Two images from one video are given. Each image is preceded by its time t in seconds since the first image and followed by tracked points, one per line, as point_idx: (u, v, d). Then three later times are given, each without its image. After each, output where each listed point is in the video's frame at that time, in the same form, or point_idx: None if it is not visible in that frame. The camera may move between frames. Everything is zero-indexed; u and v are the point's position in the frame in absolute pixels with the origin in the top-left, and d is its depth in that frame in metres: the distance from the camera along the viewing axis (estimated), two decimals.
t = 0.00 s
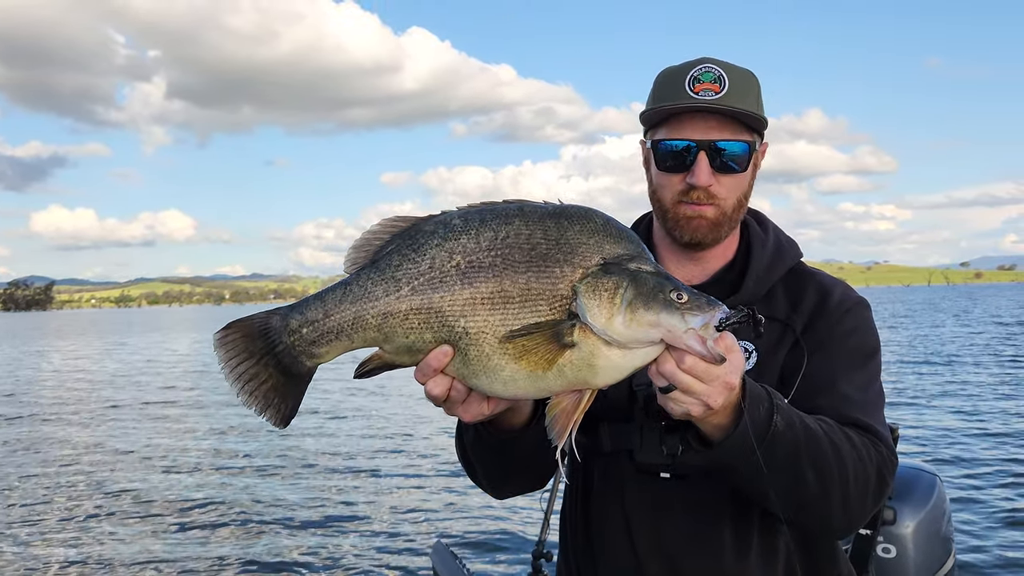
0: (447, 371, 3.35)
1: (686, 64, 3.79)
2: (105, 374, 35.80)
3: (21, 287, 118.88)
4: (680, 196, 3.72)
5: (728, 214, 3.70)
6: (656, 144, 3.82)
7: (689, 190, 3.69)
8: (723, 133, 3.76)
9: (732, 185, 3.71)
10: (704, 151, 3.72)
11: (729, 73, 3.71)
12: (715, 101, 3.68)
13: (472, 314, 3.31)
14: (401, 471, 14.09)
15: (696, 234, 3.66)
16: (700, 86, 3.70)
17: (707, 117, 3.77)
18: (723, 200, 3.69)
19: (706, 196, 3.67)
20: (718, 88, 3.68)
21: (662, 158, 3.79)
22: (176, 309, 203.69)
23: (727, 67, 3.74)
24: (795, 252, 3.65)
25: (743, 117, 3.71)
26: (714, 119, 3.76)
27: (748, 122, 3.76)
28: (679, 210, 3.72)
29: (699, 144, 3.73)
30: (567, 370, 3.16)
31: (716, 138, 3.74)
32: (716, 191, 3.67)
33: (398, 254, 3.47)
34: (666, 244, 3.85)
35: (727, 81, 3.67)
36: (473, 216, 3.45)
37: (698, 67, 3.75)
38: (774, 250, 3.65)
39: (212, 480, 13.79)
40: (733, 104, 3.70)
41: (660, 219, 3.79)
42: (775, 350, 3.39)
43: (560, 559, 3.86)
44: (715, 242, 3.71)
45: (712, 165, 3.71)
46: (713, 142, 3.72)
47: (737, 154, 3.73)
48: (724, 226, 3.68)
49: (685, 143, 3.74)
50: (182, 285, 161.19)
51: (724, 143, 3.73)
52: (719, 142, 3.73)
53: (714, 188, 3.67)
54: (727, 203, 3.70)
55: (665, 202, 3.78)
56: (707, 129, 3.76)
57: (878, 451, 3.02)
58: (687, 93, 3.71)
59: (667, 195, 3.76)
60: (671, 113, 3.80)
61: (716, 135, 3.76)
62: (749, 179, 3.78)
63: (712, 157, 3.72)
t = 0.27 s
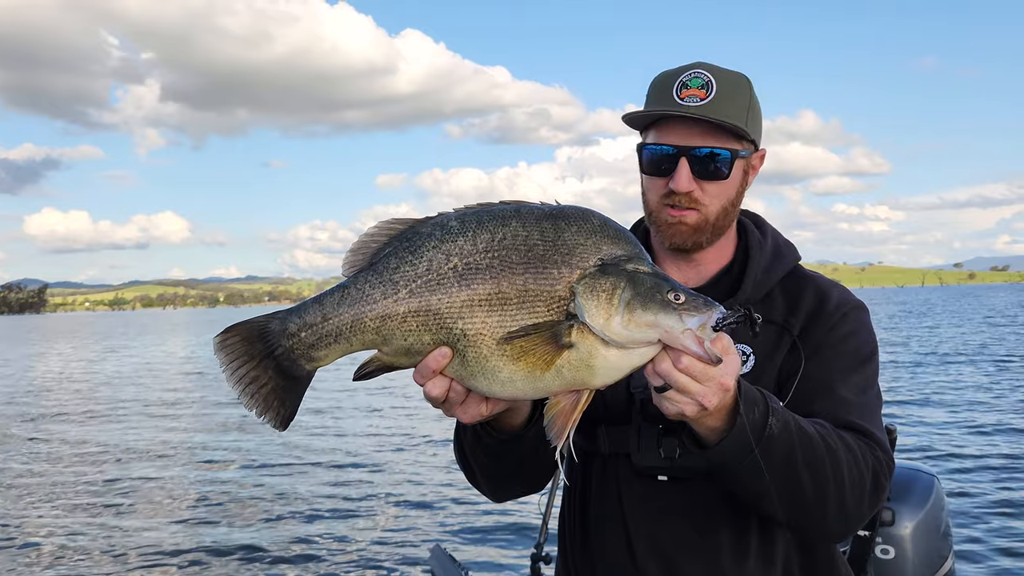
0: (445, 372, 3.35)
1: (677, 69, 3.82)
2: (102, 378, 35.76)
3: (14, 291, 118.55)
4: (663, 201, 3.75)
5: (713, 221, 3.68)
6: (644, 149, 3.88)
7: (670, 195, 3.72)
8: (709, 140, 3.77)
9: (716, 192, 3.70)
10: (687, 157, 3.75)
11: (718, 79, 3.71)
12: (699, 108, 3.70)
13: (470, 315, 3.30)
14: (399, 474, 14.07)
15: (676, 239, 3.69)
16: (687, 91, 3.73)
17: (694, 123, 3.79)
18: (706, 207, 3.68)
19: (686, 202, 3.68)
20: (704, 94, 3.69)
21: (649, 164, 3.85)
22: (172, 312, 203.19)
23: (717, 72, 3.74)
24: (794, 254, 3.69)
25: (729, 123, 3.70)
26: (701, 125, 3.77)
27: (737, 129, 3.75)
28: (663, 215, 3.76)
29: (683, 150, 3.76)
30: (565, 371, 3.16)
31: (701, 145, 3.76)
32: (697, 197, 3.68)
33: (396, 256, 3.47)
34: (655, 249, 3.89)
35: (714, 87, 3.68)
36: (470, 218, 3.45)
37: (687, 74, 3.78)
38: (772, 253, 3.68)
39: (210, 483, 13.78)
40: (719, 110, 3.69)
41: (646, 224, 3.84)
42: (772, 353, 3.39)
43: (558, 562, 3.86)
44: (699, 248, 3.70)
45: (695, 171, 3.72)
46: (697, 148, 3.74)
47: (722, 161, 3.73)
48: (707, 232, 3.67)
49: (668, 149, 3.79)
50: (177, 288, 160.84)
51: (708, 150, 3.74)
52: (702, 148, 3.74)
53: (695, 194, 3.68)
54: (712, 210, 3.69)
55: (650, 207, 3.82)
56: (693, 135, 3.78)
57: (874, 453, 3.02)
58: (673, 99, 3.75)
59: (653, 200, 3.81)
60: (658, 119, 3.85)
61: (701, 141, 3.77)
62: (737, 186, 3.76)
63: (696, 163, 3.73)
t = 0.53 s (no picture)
0: (444, 376, 3.36)
1: (673, 73, 3.84)
2: (99, 381, 35.72)
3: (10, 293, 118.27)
4: (660, 205, 3.77)
5: (710, 224, 3.70)
6: (640, 153, 3.89)
7: (668, 199, 3.73)
8: (705, 143, 3.78)
9: (712, 195, 3.71)
10: (684, 160, 3.75)
11: (712, 81, 3.72)
12: (694, 111, 3.71)
13: (470, 321, 3.31)
14: (397, 476, 14.07)
15: (674, 243, 3.69)
16: (682, 95, 3.74)
17: (690, 126, 3.80)
18: (703, 210, 3.70)
19: (683, 206, 3.70)
20: (699, 97, 3.71)
21: (645, 168, 3.86)
22: (168, 314, 202.77)
23: (711, 75, 3.76)
24: (792, 258, 3.71)
25: (725, 126, 3.71)
26: (697, 128, 3.78)
27: (732, 131, 3.76)
28: (660, 219, 3.77)
29: (679, 153, 3.76)
30: (563, 377, 3.16)
31: (697, 148, 3.77)
32: (694, 200, 3.69)
33: (396, 261, 3.48)
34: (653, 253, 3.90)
35: (709, 90, 3.69)
36: (470, 223, 3.45)
37: (682, 77, 3.79)
38: (771, 257, 3.70)
39: (207, 486, 13.78)
40: (714, 113, 3.71)
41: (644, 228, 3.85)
42: (771, 357, 3.41)
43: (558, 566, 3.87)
44: (697, 251, 3.71)
45: (691, 174, 3.73)
46: (693, 151, 3.75)
47: (718, 163, 3.73)
48: (704, 236, 3.68)
49: (666, 152, 3.79)
50: (173, 291, 160.52)
51: (704, 153, 3.74)
52: (699, 151, 3.75)
53: (692, 197, 3.69)
54: (708, 213, 3.70)
55: (648, 211, 3.83)
56: (689, 138, 3.79)
57: (874, 458, 3.04)
58: (669, 102, 3.77)
59: (650, 204, 3.82)
60: (654, 123, 3.86)
61: (698, 144, 3.78)
62: (733, 189, 3.77)
63: (692, 166, 3.74)
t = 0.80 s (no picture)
0: (446, 376, 3.37)
1: (676, 74, 3.85)
2: (98, 381, 35.72)
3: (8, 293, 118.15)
4: (666, 205, 3.77)
5: (716, 223, 3.71)
6: (644, 153, 3.89)
7: (674, 198, 3.74)
8: (711, 142, 3.79)
9: (719, 194, 3.73)
10: (689, 160, 3.76)
11: (717, 81, 3.73)
12: (699, 110, 3.72)
13: (470, 322, 3.32)
14: (396, 477, 14.06)
15: (681, 242, 3.69)
16: (686, 95, 3.75)
17: (696, 126, 3.80)
18: (709, 209, 3.71)
19: (690, 205, 3.71)
20: (704, 97, 3.72)
21: (650, 168, 3.86)
22: (165, 315, 202.50)
23: (715, 74, 3.77)
24: (795, 259, 3.71)
25: (731, 125, 3.73)
26: (702, 128, 3.79)
27: (737, 131, 3.77)
28: (666, 218, 3.77)
29: (685, 153, 3.77)
30: (564, 380, 3.17)
31: (702, 147, 3.78)
32: (701, 199, 3.70)
33: (397, 261, 3.48)
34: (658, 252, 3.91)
35: (713, 89, 3.70)
36: (472, 222, 3.44)
37: (686, 76, 3.80)
38: (773, 258, 3.71)
39: (207, 486, 13.78)
40: (719, 112, 3.72)
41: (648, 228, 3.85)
42: (773, 359, 3.42)
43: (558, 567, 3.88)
44: (702, 251, 3.72)
45: (697, 174, 3.74)
46: (699, 150, 3.76)
47: (723, 163, 3.75)
48: (711, 235, 3.69)
49: (671, 151, 3.80)
50: (170, 291, 160.34)
51: (711, 152, 3.75)
52: (705, 150, 3.76)
53: (698, 197, 3.71)
54: (715, 212, 3.72)
55: (653, 210, 3.84)
56: (694, 138, 3.80)
57: (875, 461, 3.05)
58: (673, 102, 3.77)
59: (654, 204, 3.83)
60: (659, 123, 3.87)
61: (702, 144, 3.79)
62: (738, 188, 3.79)
63: (698, 165, 3.75)
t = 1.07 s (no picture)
0: (438, 360, 3.36)
1: (691, 71, 3.81)
2: (95, 381, 35.65)
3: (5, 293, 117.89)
4: (681, 203, 3.74)
5: (729, 222, 3.72)
6: (659, 150, 3.83)
7: (691, 197, 3.70)
8: (726, 141, 3.78)
9: (734, 193, 3.71)
10: (706, 158, 3.73)
11: (733, 81, 3.74)
12: (718, 109, 3.72)
13: (461, 305, 3.30)
14: (394, 477, 14.03)
15: (696, 240, 3.69)
16: (705, 93, 3.73)
17: (711, 124, 3.79)
18: (724, 208, 3.70)
19: (708, 204, 3.68)
20: (722, 96, 3.72)
21: (665, 165, 3.80)
22: (162, 315, 202.12)
23: (731, 74, 3.78)
24: (794, 259, 3.70)
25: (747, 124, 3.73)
26: (717, 126, 3.78)
27: (752, 130, 3.78)
28: (680, 217, 3.74)
29: (702, 151, 3.74)
30: (556, 362, 3.15)
31: (718, 145, 3.76)
32: (718, 198, 3.68)
33: (389, 245, 3.48)
34: (665, 248, 3.88)
35: (731, 89, 3.71)
36: (463, 206, 3.43)
37: (703, 74, 3.77)
38: (772, 258, 3.70)
39: (203, 487, 13.75)
40: (736, 112, 3.73)
41: (659, 225, 3.82)
42: (771, 357, 3.41)
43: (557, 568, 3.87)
44: (714, 249, 3.74)
45: (715, 173, 3.71)
46: (716, 149, 3.73)
47: (738, 162, 3.74)
48: (723, 233, 3.71)
49: (688, 149, 3.76)
50: (167, 291, 160.07)
51: (728, 151, 3.73)
52: (722, 149, 3.73)
53: (716, 196, 3.68)
54: (729, 211, 3.72)
55: (665, 208, 3.80)
56: (710, 136, 3.78)
57: (877, 452, 3.05)
58: (691, 100, 3.74)
59: (668, 202, 3.79)
60: (675, 119, 3.81)
61: (718, 142, 3.77)
62: (750, 187, 3.80)
63: (714, 164, 3.72)
